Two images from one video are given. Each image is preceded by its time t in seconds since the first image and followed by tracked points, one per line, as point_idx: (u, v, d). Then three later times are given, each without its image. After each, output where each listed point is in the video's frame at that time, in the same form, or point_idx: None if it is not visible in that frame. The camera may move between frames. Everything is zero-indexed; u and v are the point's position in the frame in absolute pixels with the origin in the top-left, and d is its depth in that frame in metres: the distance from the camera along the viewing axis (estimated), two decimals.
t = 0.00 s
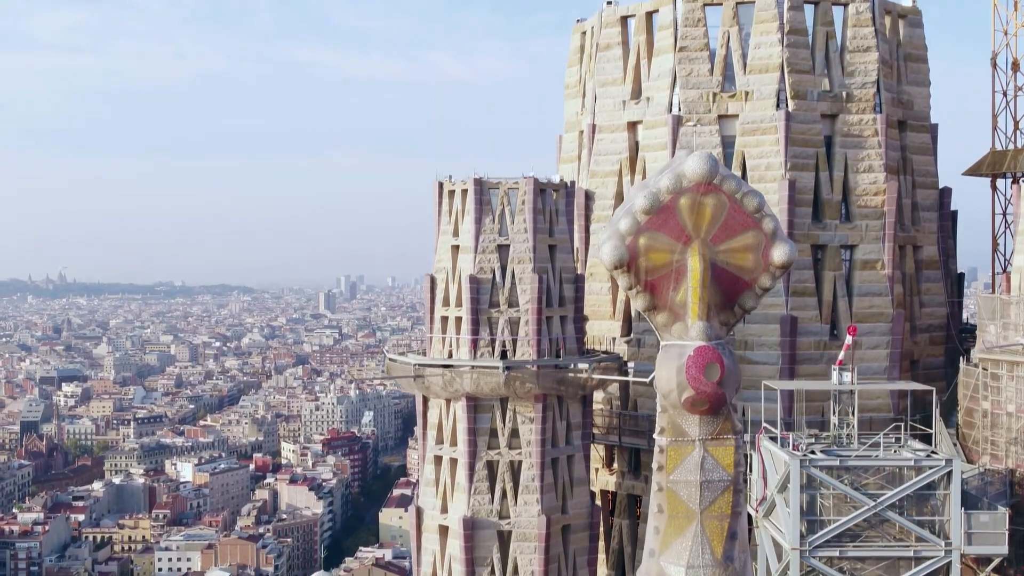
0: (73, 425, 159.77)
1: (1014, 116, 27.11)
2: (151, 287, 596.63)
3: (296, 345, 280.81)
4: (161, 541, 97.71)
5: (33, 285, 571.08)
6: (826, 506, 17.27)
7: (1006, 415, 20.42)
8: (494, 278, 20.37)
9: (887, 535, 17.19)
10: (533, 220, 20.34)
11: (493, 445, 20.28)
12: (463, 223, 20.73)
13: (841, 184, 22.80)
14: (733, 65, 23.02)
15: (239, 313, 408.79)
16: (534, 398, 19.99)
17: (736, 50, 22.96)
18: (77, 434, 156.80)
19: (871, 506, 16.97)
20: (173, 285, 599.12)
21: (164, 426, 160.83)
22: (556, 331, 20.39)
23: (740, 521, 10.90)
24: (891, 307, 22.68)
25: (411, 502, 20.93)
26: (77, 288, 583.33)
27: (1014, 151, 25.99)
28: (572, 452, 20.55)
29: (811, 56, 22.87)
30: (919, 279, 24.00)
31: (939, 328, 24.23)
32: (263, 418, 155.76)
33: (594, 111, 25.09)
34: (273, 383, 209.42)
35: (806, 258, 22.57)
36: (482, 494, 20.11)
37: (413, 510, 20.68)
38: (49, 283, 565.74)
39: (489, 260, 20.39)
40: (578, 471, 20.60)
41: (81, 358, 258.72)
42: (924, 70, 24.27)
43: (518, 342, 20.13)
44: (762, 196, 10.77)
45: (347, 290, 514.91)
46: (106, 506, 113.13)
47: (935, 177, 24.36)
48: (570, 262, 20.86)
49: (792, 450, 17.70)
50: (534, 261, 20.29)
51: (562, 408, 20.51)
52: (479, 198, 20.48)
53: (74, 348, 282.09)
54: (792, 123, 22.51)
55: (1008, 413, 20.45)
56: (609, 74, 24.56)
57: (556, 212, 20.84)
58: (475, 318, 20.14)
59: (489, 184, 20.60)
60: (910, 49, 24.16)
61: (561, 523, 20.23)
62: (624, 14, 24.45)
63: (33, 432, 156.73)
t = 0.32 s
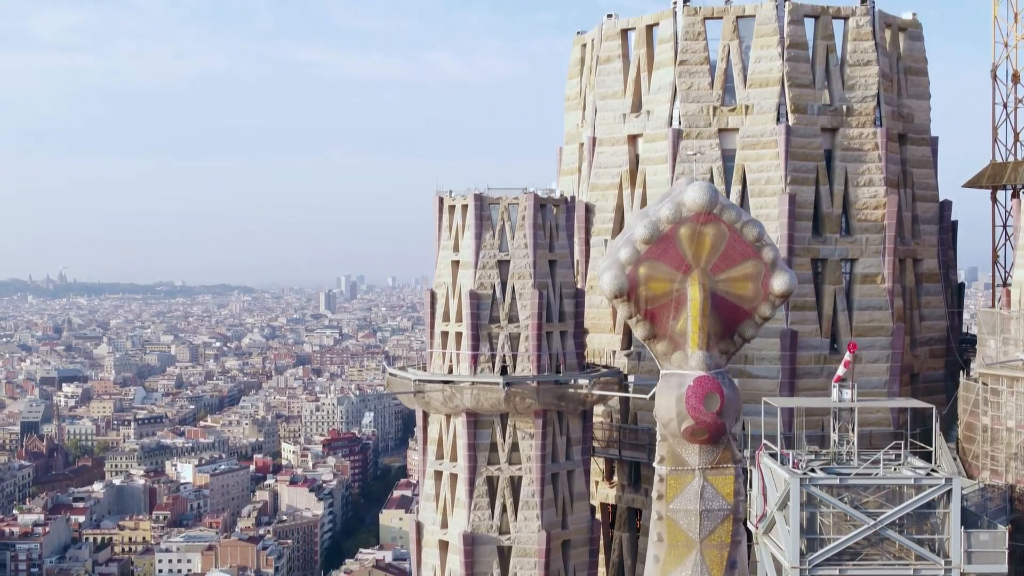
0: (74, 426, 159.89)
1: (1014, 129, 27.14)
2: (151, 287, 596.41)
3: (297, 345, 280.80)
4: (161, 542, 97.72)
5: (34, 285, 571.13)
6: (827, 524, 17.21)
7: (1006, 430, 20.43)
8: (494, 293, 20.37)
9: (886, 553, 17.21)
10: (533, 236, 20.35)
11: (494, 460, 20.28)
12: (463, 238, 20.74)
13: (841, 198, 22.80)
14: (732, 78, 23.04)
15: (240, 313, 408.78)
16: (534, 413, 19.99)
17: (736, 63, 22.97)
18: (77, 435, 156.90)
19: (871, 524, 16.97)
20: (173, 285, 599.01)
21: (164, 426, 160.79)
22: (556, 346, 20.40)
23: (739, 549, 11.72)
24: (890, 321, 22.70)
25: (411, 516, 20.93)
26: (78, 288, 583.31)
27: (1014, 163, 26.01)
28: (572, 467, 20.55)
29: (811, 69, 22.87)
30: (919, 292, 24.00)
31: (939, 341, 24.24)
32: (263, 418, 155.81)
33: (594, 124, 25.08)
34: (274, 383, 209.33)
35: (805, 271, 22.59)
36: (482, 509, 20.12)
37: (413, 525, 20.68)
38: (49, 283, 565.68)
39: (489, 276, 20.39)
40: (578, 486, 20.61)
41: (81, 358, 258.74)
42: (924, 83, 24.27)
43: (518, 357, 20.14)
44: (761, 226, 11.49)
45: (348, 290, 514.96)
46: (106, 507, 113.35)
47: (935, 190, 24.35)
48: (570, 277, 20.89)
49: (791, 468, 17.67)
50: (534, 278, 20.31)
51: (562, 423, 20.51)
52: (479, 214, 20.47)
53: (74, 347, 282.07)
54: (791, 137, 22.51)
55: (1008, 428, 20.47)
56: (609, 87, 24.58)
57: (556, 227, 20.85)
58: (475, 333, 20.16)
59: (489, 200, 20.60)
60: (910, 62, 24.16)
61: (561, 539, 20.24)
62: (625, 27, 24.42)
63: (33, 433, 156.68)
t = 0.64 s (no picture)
0: (75, 426, 159.97)
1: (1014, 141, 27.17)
2: (152, 287, 595.69)
3: (298, 346, 280.60)
4: (162, 544, 97.66)
5: (34, 285, 570.82)
6: (828, 543, 17.19)
7: (1007, 446, 20.40)
8: (496, 309, 20.37)
9: (888, 572, 17.21)
10: (535, 251, 20.35)
11: (495, 476, 20.29)
12: (465, 254, 20.78)
13: (843, 211, 22.78)
14: (734, 91, 23.05)
15: (240, 313, 408.27)
16: (535, 429, 19.98)
17: (738, 77, 22.96)
18: (78, 436, 156.96)
19: (872, 544, 16.96)
20: (175, 285, 598.45)
21: (165, 427, 160.58)
22: (558, 361, 20.41)
23: None
24: (892, 335, 22.72)
25: (412, 531, 20.92)
26: (79, 288, 582.80)
27: (1016, 176, 26.00)
28: (573, 482, 20.54)
29: (812, 83, 22.85)
30: (920, 305, 24.00)
31: (940, 355, 24.23)
32: (264, 419, 155.61)
33: (595, 136, 25.07)
34: (274, 383, 208.96)
35: (806, 286, 22.57)
36: (484, 525, 20.12)
37: (414, 541, 20.71)
38: (50, 283, 565.82)
39: (491, 291, 20.41)
40: (579, 501, 20.61)
41: (82, 358, 258.35)
42: (926, 96, 24.28)
43: (519, 373, 20.15)
44: (759, 259, 13.54)
45: (349, 290, 514.46)
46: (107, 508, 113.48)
47: (937, 204, 24.34)
48: (571, 293, 20.93)
49: (793, 486, 17.67)
50: (536, 294, 20.30)
51: (563, 439, 20.51)
52: (480, 229, 20.47)
53: (75, 348, 281.59)
54: (793, 151, 22.50)
55: (1010, 444, 20.43)
56: (610, 100, 24.57)
57: (557, 242, 20.83)
58: (476, 349, 20.16)
59: (490, 216, 20.61)
60: (911, 76, 24.16)
61: (562, 554, 20.26)
62: (626, 40, 24.39)
63: (34, 434, 156.59)
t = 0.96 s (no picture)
0: (75, 428, 160.05)
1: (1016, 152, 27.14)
2: (153, 287, 595.72)
3: (299, 346, 280.89)
4: (162, 545, 97.65)
5: (35, 285, 571.15)
6: (831, 561, 17.17)
7: (1009, 461, 20.40)
8: (498, 324, 20.36)
9: None
10: (536, 266, 20.34)
11: (496, 492, 20.28)
12: (466, 269, 20.79)
13: (844, 225, 22.76)
14: (735, 104, 23.05)
15: (241, 313, 408.33)
16: (537, 445, 19.97)
17: (740, 91, 22.97)
18: (79, 437, 157.09)
19: (874, 562, 16.95)
20: (175, 286, 598.55)
21: (165, 428, 160.57)
22: (559, 376, 20.40)
23: None
24: (894, 349, 22.71)
25: (414, 546, 20.93)
26: (79, 288, 582.89)
27: (1017, 189, 25.99)
28: (575, 497, 20.54)
29: (814, 97, 22.84)
30: (921, 319, 23.98)
31: (941, 368, 24.19)
32: (265, 420, 155.61)
33: (597, 149, 25.07)
34: (275, 384, 208.94)
35: (807, 300, 22.53)
36: (485, 540, 20.13)
37: (415, 555, 20.70)
38: (50, 283, 566.13)
39: (492, 306, 20.40)
40: (581, 517, 20.61)
41: (82, 359, 258.41)
42: (927, 109, 24.29)
43: (521, 388, 20.14)
44: (759, 292, 14.28)
45: (349, 290, 514.68)
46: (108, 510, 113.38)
47: (938, 217, 24.32)
48: (573, 307, 20.91)
49: (795, 504, 17.67)
50: (537, 310, 20.31)
51: (565, 454, 20.49)
52: (482, 244, 20.47)
53: (76, 349, 281.63)
54: (795, 165, 22.49)
55: (1012, 460, 20.44)
56: (612, 113, 24.57)
57: (559, 257, 20.81)
58: (478, 364, 20.16)
59: (492, 231, 20.59)
60: (914, 88, 24.14)
61: (563, 569, 20.28)
62: (628, 53, 24.38)
63: (34, 435, 156.55)
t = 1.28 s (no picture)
0: (76, 429, 160.18)
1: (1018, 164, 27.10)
2: (155, 287, 596.29)
3: (300, 347, 281.24)
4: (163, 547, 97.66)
5: (35, 285, 571.76)
6: None
7: (1011, 479, 20.38)
8: (499, 341, 20.38)
9: None
10: (538, 282, 20.34)
11: (497, 508, 20.30)
12: (468, 285, 20.81)
13: (845, 240, 22.79)
14: (738, 118, 23.03)
15: (242, 313, 408.67)
16: (539, 462, 19.98)
17: (742, 106, 22.97)
18: (79, 438, 157.25)
19: None
20: (175, 286, 599.15)
21: (166, 429, 160.65)
22: (561, 393, 20.42)
23: None
24: (896, 363, 22.72)
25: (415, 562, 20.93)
26: (80, 288, 583.34)
27: (1019, 202, 25.97)
28: (576, 514, 20.52)
29: (815, 111, 22.85)
30: (922, 332, 23.95)
31: (942, 382, 24.16)
32: (265, 422, 155.57)
33: (598, 163, 25.07)
34: (277, 385, 209.06)
35: (809, 314, 22.51)
36: (486, 557, 20.13)
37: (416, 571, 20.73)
38: (52, 283, 566.86)
39: (494, 323, 20.43)
40: (581, 533, 20.60)
41: (83, 359, 258.61)
42: (929, 123, 24.31)
43: (523, 405, 20.15)
44: (763, 318, 13.73)
45: (350, 291, 514.96)
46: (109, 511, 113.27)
47: (940, 231, 24.32)
48: (574, 323, 20.92)
49: (797, 524, 17.66)
50: (539, 326, 20.30)
51: (568, 471, 20.48)
52: (484, 261, 20.50)
53: (77, 349, 281.94)
54: (797, 179, 22.51)
55: (1013, 476, 20.42)
56: (613, 127, 24.56)
57: (560, 273, 20.82)
58: (479, 381, 20.16)
59: (494, 247, 20.61)
60: (915, 103, 24.13)
61: None
62: (629, 66, 24.40)
63: (35, 435, 156.61)
